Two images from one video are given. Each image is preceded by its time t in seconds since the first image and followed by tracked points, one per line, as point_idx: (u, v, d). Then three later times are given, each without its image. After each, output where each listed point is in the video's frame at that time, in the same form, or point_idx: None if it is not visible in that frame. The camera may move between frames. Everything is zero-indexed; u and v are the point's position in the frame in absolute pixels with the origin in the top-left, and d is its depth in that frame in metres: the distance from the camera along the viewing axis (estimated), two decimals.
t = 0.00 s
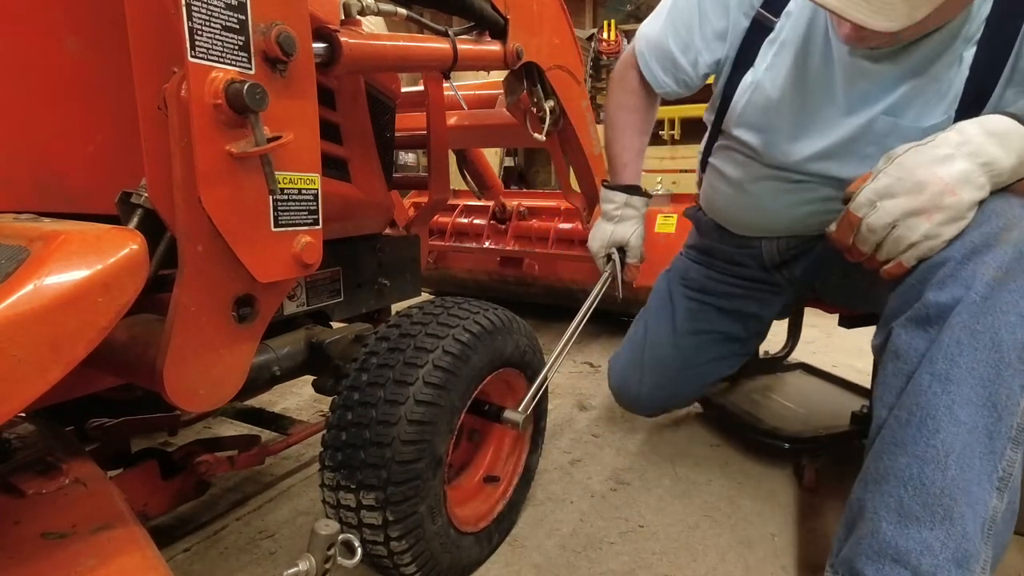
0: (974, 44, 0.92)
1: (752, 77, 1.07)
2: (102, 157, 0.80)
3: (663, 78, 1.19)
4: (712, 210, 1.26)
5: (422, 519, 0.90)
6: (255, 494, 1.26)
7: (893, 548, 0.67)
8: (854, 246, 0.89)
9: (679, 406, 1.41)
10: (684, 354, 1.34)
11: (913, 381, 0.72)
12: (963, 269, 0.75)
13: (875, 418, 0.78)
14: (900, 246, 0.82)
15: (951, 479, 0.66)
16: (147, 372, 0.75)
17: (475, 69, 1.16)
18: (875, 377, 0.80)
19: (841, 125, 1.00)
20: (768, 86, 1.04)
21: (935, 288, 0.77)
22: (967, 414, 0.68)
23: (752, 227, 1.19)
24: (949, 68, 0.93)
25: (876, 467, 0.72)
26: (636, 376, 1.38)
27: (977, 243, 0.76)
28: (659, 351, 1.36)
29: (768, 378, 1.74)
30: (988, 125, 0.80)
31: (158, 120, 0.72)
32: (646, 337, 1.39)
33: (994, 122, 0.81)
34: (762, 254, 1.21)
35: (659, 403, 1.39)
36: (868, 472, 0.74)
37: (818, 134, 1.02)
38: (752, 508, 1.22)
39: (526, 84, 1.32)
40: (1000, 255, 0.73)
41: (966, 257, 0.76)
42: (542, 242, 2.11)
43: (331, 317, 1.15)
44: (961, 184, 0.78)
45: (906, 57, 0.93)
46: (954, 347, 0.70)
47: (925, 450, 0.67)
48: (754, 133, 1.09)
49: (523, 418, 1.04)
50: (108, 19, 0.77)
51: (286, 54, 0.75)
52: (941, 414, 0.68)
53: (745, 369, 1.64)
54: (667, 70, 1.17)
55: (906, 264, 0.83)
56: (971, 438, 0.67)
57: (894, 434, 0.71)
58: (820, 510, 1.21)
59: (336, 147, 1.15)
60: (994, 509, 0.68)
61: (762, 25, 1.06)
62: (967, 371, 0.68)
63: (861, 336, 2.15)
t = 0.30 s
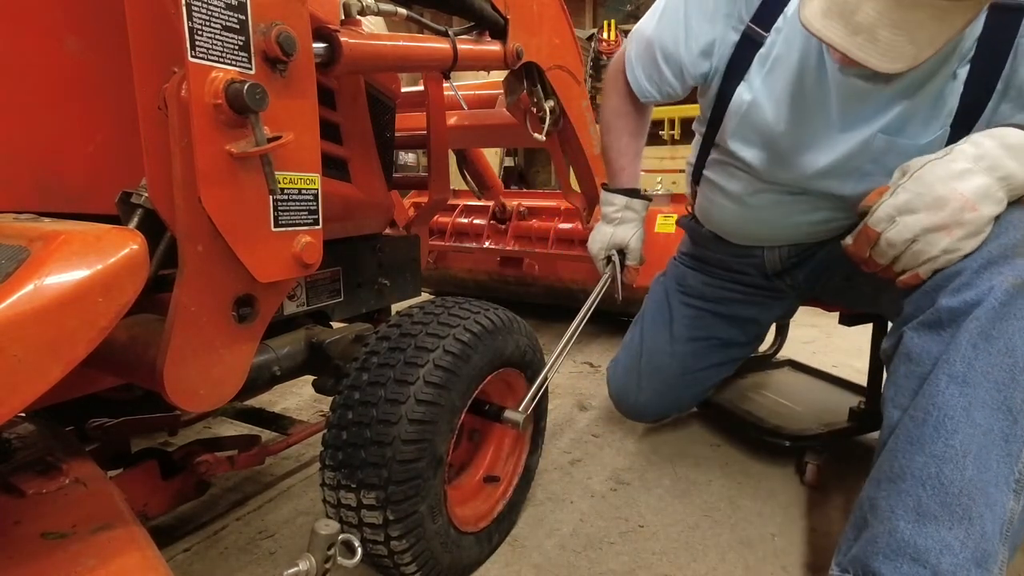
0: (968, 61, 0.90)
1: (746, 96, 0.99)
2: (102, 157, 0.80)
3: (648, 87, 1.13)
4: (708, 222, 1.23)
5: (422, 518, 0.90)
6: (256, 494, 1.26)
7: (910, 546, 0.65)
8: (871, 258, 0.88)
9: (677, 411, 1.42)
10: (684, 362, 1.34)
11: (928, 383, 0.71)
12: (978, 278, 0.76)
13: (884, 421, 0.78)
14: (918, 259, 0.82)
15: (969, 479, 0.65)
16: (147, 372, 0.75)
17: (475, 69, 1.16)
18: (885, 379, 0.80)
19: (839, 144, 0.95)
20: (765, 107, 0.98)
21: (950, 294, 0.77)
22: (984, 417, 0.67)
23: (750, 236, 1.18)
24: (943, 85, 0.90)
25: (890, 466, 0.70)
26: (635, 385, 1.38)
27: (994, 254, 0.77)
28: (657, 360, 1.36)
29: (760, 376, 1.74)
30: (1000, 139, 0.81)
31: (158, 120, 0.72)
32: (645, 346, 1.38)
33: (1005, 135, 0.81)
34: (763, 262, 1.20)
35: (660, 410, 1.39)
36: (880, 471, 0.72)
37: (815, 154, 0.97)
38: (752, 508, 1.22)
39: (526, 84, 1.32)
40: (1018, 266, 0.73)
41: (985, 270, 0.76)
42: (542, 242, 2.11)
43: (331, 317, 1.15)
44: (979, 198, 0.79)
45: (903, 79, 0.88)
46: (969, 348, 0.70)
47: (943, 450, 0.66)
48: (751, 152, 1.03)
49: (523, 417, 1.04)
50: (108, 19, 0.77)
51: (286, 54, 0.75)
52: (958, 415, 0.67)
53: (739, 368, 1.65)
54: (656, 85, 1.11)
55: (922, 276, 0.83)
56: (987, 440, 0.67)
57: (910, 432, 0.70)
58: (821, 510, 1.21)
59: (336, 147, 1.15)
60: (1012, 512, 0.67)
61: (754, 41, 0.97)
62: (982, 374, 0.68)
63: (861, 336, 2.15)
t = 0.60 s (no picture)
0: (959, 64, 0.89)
1: (742, 98, 0.97)
2: (103, 157, 0.80)
3: (646, 92, 1.15)
4: (711, 221, 1.23)
5: (423, 518, 0.90)
6: (256, 494, 1.26)
7: (915, 546, 0.65)
8: (877, 262, 0.89)
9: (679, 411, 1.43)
10: (684, 360, 1.34)
11: (933, 383, 0.71)
12: (984, 279, 0.76)
13: (888, 420, 0.78)
14: (925, 263, 0.82)
15: (976, 480, 0.65)
16: (147, 372, 0.75)
17: (475, 69, 1.16)
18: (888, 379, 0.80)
19: (833, 146, 0.94)
20: (760, 109, 0.95)
21: (955, 295, 0.77)
22: (989, 418, 0.67)
23: (752, 236, 1.17)
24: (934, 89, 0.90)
25: (894, 466, 0.70)
26: (637, 384, 1.40)
27: (1000, 256, 0.77)
28: (658, 358, 1.37)
29: (760, 376, 1.74)
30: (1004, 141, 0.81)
31: (158, 120, 0.72)
32: (646, 344, 1.40)
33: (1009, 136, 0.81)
34: (767, 260, 1.20)
35: (661, 408, 1.41)
36: (884, 471, 0.72)
37: (809, 156, 0.95)
38: (752, 508, 1.22)
39: (526, 84, 1.32)
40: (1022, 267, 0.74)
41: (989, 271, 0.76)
42: (542, 242, 2.11)
43: (331, 318, 1.15)
44: (987, 202, 0.79)
45: (897, 84, 0.87)
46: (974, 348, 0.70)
47: (949, 450, 0.66)
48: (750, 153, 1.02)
49: (523, 418, 1.05)
50: (108, 19, 0.77)
51: (286, 54, 0.75)
52: (964, 416, 0.67)
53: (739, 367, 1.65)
54: (653, 89, 1.13)
55: (928, 276, 0.82)
56: (991, 440, 0.67)
57: (914, 432, 0.70)
58: (821, 509, 1.21)
59: (336, 147, 1.15)
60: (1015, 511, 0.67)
61: (747, 42, 0.95)
62: (988, 375, 0.68)
63: (861, 336, 2.15)
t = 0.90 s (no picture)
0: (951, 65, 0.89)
1: (736, 99, 0.96)
2: (103, 157, 0.80)
3: (642, 94, 1.15)
4: (711, 220, 1.23)
5: (424, 517, 0.90)
6: (256, 494, 1.26)
7: (916, 546, 0.65)
8: (878, 264, 0.88)
9: (675, 406, 1.45)
10: (682, 357, 1.35)
11: (934, 383, 0.71)
12: (985, 280, 0.76)
13: (889, 420, 0.78)
14: (926, 265, 0.82)
15: (977, 480, 0.65)
16: (147, 372, 0.75)
17: (475, 69, 1.16)
18: (889, 379, 0.80)
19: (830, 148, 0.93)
20: (754, 110, 0.95)
21: (956, 295, 0.77)
22: (990, 418, 0.67)
23: (750, 236, 1.17)
24: (927, 90, 0.89)
25: (894, 466, 0.70)
26: (634, 379, 1.41)
27: (1001, 256, 0.77)
28: (655, 355, 1.37)
29: (760, 376, 1.74)
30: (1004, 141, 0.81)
31: (158, 121, 0.72)
32: (643, 340, 1.40)
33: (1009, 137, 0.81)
34: (767, 260, 1.20)
35: (656, 404, 1.42)
36: (884, 471, 0.72)
37: (804, 157, 0.95)
38: (752, 508, 1.22)
39: (526, 84, 1.32)
40: None
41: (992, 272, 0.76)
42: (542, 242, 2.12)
43: (331, 317, 1.15)
44: (987, 203, 0.79)
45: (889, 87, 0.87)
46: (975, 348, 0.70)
47: (951, 451, 0.66)
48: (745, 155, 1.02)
49: (523, 418, 1.05)
50: (108, 19, 0.77)
51: (286, 53, 0.75)
52: (965, 416, 0.67)
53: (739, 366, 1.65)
54: (648, 91, 1.13)
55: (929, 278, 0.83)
56: (992, 440, 0.67)
57: (915, 432, 0.70)
58: (820, 510, 1.21)
59: (336, 147, 1.15)
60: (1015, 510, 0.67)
61: (740, 43, 0.94)
62: (990, 375, 0.68)
63: (861, 337, 2.15)
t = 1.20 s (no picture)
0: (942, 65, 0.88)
1: (729, 99, 0.96)
2: (103, 157, 0.80)
3: (638, 96, 1.16)
4: (710, 219, 1.23)
5: (424, 516, 0.90)
6: (256, 494, 1.26)
7: (917, 546, 0.65)
8: (881, 268, 0.88)
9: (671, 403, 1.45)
10: (680, 355, 1.35)
11: (936, 383, 0.71)
12: (988, 280, 0.77)
13: (890, 420, 0.78)
14: (930, 267, 0.82)
15: (979, 480, 0.65)
16: (147, 371, 0.75)
17: (476, 69, 1.16)
18: (891, 379, 0.80)
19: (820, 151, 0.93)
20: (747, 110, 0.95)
21: (959, 295, 0.78)
22: (992, 418, 0.67)
23: (748, 233, 1.17)
24: (916, 91, 0.89)
25: (895, 466, 0.70)
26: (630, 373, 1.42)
27: (1005, 258, 0.77)
28: (653, 351, 1.37)
29: (760, 376, 1.74)
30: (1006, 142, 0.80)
31: (159, 121, 0.72)
32: (640, 336, 1.41)
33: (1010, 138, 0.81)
34: (767, 259, 1.19)
35: (653, 400, 1.43)
36: (886, 471, 0.72)
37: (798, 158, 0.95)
38: (752, 507, 1.22)
39: (526, 84, 1.32)
40: None
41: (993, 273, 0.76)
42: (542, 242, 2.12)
43: (331, 317, 1.15)
44: (991, 206, 0.79)
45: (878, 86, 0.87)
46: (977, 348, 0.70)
47: (953, 451, 0.66)
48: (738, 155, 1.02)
49: (524, 418, 1.05)
50: (108, 20, 0.77)
51: (286, 53, 0.75)
52: (968, 416, 0.67)
53: (739, 366, 1.66)
54: (644, 93, 1.14)
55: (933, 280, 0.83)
56: (994, 441, 0.67)
57: (916, 432, 0.70)
58: (820, 510, 1.21)
59: (336, 147, 1.15)
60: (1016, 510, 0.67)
61: (733, 42, 0.95)
62: (992, 376, 0.69)
63: (861, 337, 2.15)
